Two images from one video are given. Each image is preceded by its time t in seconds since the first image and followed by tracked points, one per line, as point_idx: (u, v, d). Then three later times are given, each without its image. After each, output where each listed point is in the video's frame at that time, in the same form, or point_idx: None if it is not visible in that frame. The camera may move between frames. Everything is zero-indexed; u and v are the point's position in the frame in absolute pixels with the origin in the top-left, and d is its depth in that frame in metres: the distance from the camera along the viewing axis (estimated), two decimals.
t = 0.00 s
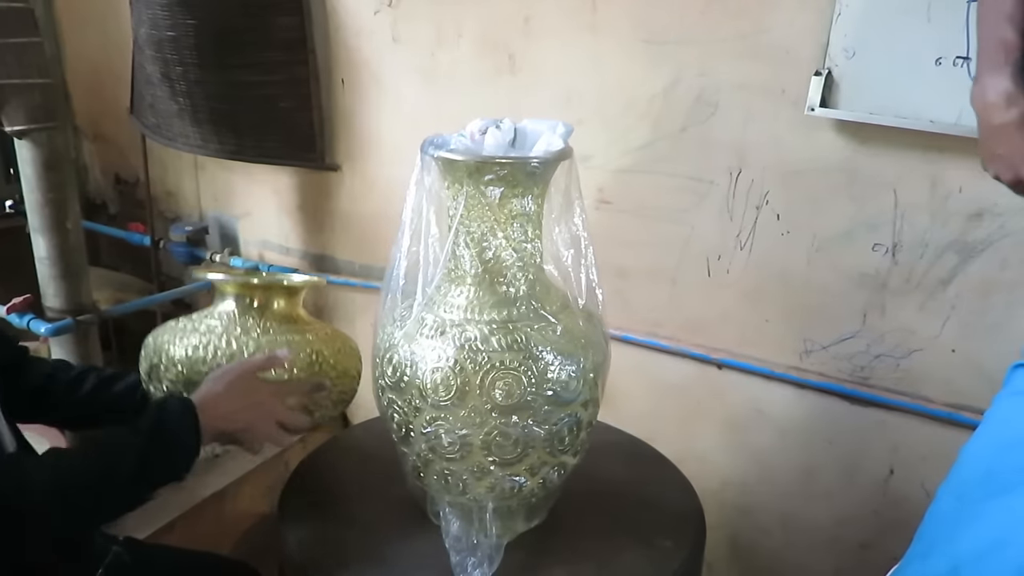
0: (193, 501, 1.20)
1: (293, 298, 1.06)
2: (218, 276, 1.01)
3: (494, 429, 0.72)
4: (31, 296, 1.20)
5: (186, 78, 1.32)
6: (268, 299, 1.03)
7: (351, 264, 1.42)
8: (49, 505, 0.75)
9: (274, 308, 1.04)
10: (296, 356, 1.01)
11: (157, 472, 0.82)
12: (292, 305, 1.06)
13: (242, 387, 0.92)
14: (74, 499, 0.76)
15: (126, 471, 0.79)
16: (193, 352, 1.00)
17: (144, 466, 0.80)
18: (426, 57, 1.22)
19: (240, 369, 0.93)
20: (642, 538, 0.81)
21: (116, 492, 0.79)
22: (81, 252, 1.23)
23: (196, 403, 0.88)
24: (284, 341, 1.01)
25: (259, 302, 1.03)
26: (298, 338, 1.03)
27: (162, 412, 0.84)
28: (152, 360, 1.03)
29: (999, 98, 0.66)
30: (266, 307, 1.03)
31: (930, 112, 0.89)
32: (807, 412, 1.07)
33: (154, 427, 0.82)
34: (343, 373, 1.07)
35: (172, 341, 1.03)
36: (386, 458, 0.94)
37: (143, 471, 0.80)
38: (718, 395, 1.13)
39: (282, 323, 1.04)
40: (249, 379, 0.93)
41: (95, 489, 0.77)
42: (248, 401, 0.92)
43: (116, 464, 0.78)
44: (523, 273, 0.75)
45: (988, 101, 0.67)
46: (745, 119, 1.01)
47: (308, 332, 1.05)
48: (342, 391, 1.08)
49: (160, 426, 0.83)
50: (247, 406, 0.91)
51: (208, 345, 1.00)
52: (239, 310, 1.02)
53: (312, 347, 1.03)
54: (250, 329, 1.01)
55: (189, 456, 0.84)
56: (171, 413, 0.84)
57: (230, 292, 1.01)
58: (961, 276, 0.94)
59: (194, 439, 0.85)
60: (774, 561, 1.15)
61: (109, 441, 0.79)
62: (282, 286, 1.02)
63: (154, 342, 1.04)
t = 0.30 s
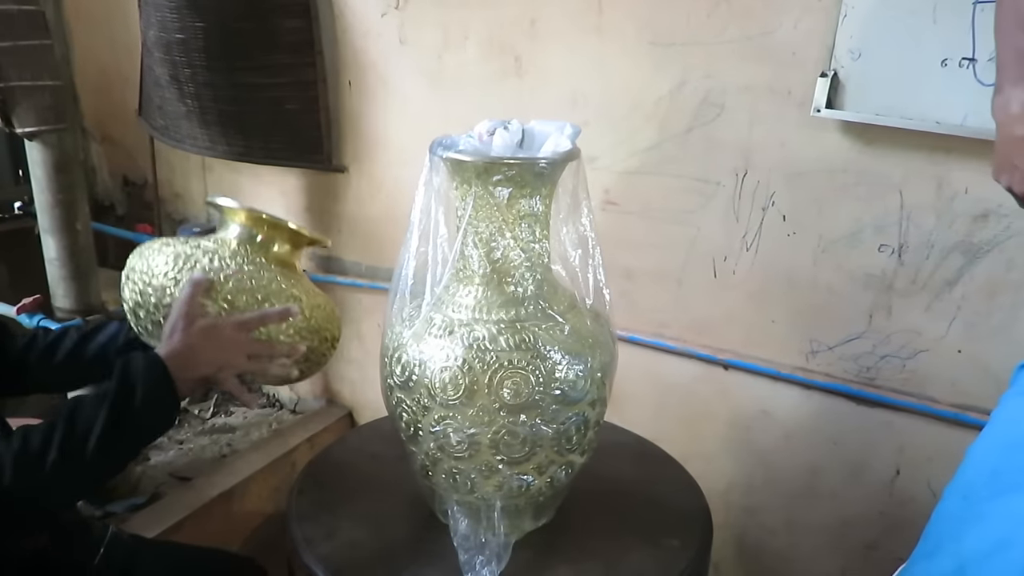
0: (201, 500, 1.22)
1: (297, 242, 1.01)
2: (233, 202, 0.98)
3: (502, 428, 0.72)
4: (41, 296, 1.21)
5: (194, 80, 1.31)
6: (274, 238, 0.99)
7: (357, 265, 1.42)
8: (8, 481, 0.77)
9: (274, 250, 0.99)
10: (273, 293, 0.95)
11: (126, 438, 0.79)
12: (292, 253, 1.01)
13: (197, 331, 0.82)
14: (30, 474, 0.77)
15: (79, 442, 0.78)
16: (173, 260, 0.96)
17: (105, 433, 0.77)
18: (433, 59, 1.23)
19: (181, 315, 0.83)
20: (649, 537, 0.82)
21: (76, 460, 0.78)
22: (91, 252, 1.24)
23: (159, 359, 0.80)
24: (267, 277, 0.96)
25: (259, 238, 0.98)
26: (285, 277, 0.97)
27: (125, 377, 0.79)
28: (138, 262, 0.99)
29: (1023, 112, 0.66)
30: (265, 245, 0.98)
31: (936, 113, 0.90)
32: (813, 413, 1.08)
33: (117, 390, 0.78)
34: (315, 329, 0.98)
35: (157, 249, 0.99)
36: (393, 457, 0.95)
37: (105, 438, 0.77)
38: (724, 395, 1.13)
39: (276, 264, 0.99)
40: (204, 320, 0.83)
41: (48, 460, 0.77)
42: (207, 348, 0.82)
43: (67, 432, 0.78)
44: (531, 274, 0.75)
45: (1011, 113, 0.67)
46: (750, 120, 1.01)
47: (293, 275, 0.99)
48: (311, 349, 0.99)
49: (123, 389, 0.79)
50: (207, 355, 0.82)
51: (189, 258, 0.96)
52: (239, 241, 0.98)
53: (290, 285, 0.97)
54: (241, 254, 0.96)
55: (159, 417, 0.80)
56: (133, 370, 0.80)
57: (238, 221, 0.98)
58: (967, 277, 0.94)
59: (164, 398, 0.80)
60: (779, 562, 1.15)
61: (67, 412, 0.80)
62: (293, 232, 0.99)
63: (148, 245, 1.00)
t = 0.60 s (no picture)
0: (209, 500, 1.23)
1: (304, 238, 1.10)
2: (257, 184, 1.07)
3: (510, 428, 0.73)
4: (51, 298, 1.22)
5: (203, 83, 1.33)
6: (286, 228, 1.08)
7: (364, 267, 1.43)
8: None
9: (282, 239, 1.08)
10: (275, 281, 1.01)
11: (108, 427, 0.77)
12: (298, 247, 1.10)
13: (176, 305, 0.84)
14: (13, 470, 0.75)
15: (60, 435, 0.76)
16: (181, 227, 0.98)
17: (87, 424, 0.76)
18: (440, 62, 1.24)
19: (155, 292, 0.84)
20: (656, 537, 0.82)
21: (59, 453, 0.76)
22: (100, 254, 1.25)
23: (136, 343, 0.80)
24: (271, 267, 1.02)
25: (274, 225, 1.07)
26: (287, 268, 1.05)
27: (102, 366, 0.78)
28: (145, 223, 1.01)
29: (1010, 107, 0.66)
30: (277, 233, 1.07)
31: (941, 115, 0.90)
32: (819, 414, 1.08)
33: (96, 380, 0.77)
34: (303, 326, 1.04)
35: (165, 213, 1.01)
36: (401, 457, 0.95)
37: (87, 428, 0.76)
38: (730, 396, 1.14)
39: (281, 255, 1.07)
40: (180, 296, 0.85)
41: (30, 455, 0.75)
42: (186, 321, 0.83)
43: (47, 425, 0.76)
44: (538, 275, 0.76)
45: (1001, 110, 0.67)
46: (756, 123, 1.02)
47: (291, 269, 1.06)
48: (293, 345, 1.05)
49: (102, 378, 0.77)
50: (186, 328, 0.83)
51: (200, 228, 0.99)
52: (254, 222, 1.06)
53: (288, 279, 1.03)
54: (251, 238, 1.02)
55: (139, 404, 0.79)
56: (110, 358, 0.78)
57: (259, 203, 1.06)
58: (972, 278, 0.94)
59: (144, 385, 0.79)
60: (786, 562, 1.15)
61: (44, 405, 0.77)
62: (306, 225, 1.08)
63: (156, 208, 1.02)
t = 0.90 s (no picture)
0: (224, 500, 1.24)
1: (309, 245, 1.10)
2: (265, 190, 1.06)
3: (525, 428, 0.73)
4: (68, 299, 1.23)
5: (218, 86, 1.33)
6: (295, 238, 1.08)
7: (377, 269, 1.44)
8: None
9: (289, 246, 1.08)
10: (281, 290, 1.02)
11: (109, 429, 0.78)
12: (305, 254, 1.10)
13: (178, 309, 0.85)
14: (16, 474, 0.74)
15: (64, 438, 0.76)
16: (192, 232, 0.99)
17: (89, 426, 0.76)
18: (452, 65, 1.24)
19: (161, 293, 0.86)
20: (669, 537, 0.83)
21: (63, 455, 0.76)
22: (116, 256, 1.26)
23: (136, 345, 0.81)
24: (278, 275, 1.02)
25: (281, 231, 1.07)
26: (293, 275, 1.05)
27: (103, 369, 0.78)
28: (156, 226, 1.01)
29: None
30: (284, 239, 1.07)
31: (954, 117, 0.90)
32: (831, 416, 1.08)
33: (97, 384, 0.77)
34: (308, 336, 1.06)
35: (175, 218, 1.01)
36: (415, 457, 0.96)
37: (90, 431, 0.77)
38: (742, 398, 1.14)
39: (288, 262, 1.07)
40: (185, 300, 0.86)
41: (34, 459, 0.75)
42: (188, 324, 0.85)
43: (50, 429, 0.76)
44: (552, 276, 0.76)
45: None
46: (769, 125, 1.02)
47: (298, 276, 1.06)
48: (298, 353, 1.07)
49: (104, 381, 0.78)
50: (187, 333, 0.84)
51: (211, 235, 1.00)
52: (261, 228, 1.07)
53: (295, 288, 1.04)
54: (260, 246, 1.03)
55: (141, 406, 0.79)
56: (112, 361, 0.79)
57: (269, 210, 1.06)
58: (985, 280, 0.94)
59: (145, 387, 0.79)
60: (798, 563, 1.16)
61: (45, 409, 0.77)
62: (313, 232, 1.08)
63: (166, 212, 1.03)
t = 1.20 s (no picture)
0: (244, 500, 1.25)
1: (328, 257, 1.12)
2: (284, 202, 1.09)
3: (545, 429, 0.74)
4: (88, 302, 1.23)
5: (237, 90, 1.34)
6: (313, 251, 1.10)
7: (394, 270, 1.45)
8: (21, 487, 0.75)
9: (306, 259, 1.10)
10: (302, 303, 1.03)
11: (134, 436, 0.79)
12: (322, 267, 1.12)
13: (204, 319, 0.84)
14: (45, 478, 0.76)
15: (90, 443, 0.77)
16: (217, 244, 1.00)
17: (116, 432, 0.78)
18: (470, 68, 1.25)
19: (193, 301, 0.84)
20: (688, 538, 0.83)
21: (89, 461, 0.77)
22: (138, 258, 1.28)
23: (161, 354, 0.81)
24: (299, 289, 1.04)
25: (299, 243, 1.09)
26: (312, 288, 1.07)
27: (129, 377, 0.79)
28: (180, 236, 1.02)
29: None
30: (302, 252, 1.09)
31: (973, 118, 0.90)
32: (849, 417, 1.08)
33: (123, 391, 0.78)
34: (325, 348, 1.07)
35: (200, 228, 1.03)
36: (435, 458, 0.97)
37: (116, 437, 0.78)
38: (760, 400, 1.14)
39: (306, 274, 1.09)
40: (213, 309, 0.85)
41: (61, 463, 0.76)
42: (213, 336, 0.84)
43: (77, 433, 0.77)
44: (572, 278, 0.77)
45: None
46: (787, 127, 1.02)
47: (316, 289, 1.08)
48: (314, 365, 1.08)
49: (130, 388, 0.79)
50: (211, 345, 0.84)
51: (236, 246, 1.02)
52: (281, 241, 1.09)
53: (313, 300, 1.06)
54: (282, 260, 1.05)
55: (164, 414, 0.80)
56: (137, 369, 0.80)
57: (288, 222, 1.08)
58: (1005, 281, 0.94)
59: (168, 395, 0.81)
60: (816, 565, 1.15)
61: (72, 415, 0.78)
62: (331, 244, 1.10)
63: (192, 221, 1.04)
